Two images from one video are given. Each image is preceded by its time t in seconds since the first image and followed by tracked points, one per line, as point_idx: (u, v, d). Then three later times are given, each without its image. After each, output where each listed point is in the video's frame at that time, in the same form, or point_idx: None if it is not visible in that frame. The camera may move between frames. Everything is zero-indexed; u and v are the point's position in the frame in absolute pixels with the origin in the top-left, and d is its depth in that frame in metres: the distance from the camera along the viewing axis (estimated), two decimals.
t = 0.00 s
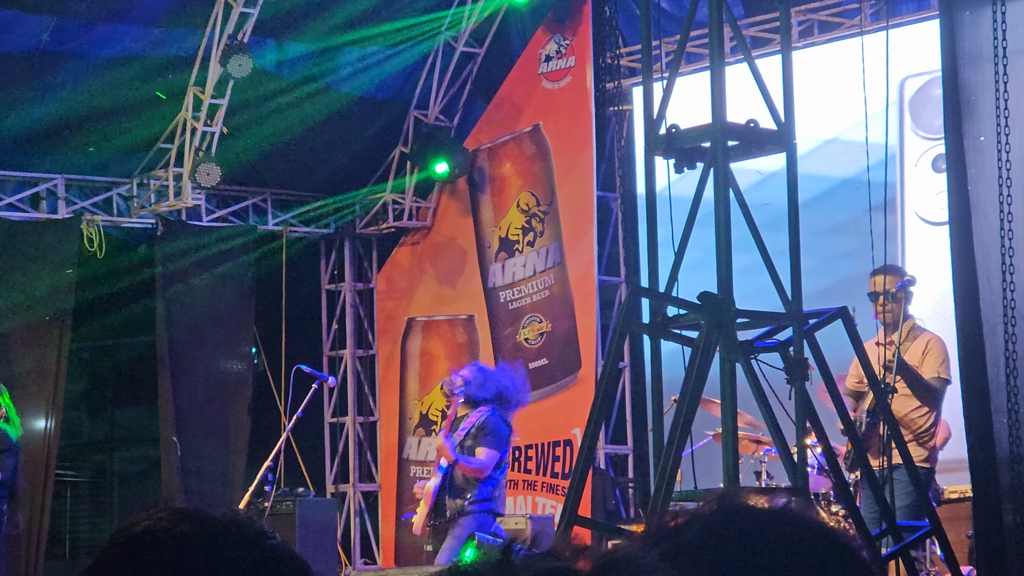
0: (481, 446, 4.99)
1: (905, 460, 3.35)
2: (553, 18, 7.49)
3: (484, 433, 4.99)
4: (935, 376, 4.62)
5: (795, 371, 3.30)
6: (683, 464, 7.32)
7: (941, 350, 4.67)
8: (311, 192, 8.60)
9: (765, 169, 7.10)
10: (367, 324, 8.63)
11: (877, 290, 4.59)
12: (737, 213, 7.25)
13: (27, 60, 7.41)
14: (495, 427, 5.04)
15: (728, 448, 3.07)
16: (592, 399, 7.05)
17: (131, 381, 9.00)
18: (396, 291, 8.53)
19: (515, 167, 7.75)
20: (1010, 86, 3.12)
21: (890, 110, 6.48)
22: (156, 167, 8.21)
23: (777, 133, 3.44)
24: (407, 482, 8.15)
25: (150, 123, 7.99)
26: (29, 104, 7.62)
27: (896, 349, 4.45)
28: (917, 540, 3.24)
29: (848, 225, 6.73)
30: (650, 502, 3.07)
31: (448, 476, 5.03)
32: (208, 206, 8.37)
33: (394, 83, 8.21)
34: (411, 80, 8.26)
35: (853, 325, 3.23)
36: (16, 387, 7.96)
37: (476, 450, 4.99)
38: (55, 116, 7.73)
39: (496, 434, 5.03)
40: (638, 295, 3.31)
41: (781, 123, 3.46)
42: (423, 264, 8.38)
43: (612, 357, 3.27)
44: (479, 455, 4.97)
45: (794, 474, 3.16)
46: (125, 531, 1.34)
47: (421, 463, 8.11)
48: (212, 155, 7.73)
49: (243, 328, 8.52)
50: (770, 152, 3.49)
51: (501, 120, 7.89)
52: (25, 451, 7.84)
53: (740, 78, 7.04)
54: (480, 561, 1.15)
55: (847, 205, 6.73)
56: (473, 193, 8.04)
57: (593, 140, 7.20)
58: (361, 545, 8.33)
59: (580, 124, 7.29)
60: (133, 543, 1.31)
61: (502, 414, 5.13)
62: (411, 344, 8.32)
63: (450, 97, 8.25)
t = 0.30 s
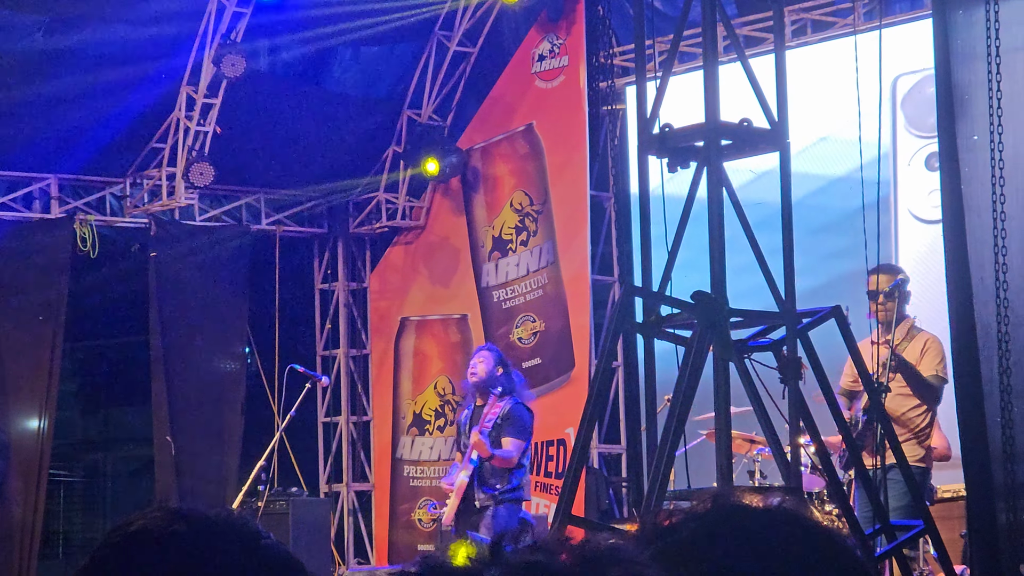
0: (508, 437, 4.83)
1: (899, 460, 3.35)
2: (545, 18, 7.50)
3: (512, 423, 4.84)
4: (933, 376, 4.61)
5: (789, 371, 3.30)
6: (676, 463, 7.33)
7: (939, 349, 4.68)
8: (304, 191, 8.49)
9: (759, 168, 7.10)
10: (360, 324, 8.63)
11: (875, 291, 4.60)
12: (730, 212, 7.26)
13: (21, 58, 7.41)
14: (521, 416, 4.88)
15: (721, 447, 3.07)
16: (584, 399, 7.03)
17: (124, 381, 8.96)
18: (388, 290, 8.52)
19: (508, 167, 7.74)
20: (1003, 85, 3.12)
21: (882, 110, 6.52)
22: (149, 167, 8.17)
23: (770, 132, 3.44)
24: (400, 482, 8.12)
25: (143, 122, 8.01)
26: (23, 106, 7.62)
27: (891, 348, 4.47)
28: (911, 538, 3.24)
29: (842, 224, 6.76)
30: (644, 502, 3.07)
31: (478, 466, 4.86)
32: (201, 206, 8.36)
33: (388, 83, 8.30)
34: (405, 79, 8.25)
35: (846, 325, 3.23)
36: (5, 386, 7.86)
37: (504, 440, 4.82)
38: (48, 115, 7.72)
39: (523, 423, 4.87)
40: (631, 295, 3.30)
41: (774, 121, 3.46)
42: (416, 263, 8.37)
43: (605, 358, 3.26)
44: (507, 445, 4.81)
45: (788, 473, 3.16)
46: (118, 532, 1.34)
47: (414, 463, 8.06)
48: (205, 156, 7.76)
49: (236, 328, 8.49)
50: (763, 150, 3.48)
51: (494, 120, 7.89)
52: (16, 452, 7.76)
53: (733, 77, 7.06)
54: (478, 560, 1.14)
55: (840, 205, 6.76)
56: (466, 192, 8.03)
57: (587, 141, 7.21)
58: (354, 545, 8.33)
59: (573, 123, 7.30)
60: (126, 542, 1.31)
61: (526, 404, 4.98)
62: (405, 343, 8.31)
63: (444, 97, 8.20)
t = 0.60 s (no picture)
0: (545, 447, 5.42)
1: (889, 459, 3.35)
2: (534, 17, 7.50)
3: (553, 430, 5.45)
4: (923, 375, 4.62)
5: (778, 370, 3.30)
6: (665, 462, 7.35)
7: (931, 348, 4.73)
8: (293, 190, 8.60)
9: (749, 168, 7.09)
10: (350, 324, 8.61)
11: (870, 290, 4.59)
12: (719, 211, 7.26)
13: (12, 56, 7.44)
14: (557, 426, 5.49)
15: (711, 446, 3.07)
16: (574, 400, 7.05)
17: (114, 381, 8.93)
18: (377, 289, 8.50)
19: (497, 167, 7.74)
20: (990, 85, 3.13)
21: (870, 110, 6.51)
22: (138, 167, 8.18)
23: (759, 131, 3.45)
24: (389, 482, 8.10)
25: (132, 121, 7.98)
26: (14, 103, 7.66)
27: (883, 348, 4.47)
28: (901, 537, 3.25)
29: (830, 224, 6.77)
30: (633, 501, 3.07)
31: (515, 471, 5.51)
32: (190, 206, 8.41)
33: (380, 81, 8.22)
34: (393, 79, 8.22)
35: (835, 324, 3.23)
36: None
37: (542, 451, 5.41)
38: (38, 113, 7.75)
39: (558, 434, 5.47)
40: (620, 294, 3.30)
41: (763, 120, 3.47)
42: (405, 263, 8.36)
43: (594, 357, 3.26)
44: (544, 455, 5.39)
45: (777, 473, 3.17)
46: (110, 529, 1.33)
47: (403, 463, 8.05)
48: (194, 154, 7.86)
49: (225, 327, 8.49)
50: (753, 149, 3.49)
51: (483, 120, 7.88)
52: (5, 452, 7.73)
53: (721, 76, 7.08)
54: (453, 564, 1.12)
55: (829, 204, 6.76)
56: (455, 192, 8.02)
57: (575, 140, 7.23)
58: (343, 544, 8.33)
59: (563, 123, 7.32)
60: (117, 538, 1.29)
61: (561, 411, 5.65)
62: (394, 343, 8.30)
63: (433, 96, 8.16)
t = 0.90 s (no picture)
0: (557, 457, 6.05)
1: (876, 460, 3.36)
2: (520, 18, 7.50)
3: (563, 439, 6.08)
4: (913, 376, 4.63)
5: (764, 370, 3.31)
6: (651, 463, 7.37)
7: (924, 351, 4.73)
8: (281, 191, 8.57)
9: (735, 169, 7.12)
10: (337, 325, 8.58)
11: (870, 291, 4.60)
12: (706, 212, 7.28)
13: None
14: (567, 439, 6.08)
15: (697, 449, 3.07)
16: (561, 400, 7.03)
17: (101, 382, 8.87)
18: (364, 290, 8.48)
19: (484, 167, 7.74)
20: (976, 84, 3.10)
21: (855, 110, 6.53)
22: (124, 167, 8.11)
23: (745, 131, 3.46)
24: (377, 483, 8.10)
25: (117, 122, 7.92)
26: None
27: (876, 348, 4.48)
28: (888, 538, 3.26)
29: (817, 225, 6.78)
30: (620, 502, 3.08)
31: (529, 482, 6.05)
32: (177, 208, 8.36)
33: (366, 82, 8.29)
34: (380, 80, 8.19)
35: (820, 325, 3.24)
36: None
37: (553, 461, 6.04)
38: (22, 115, 7.64)
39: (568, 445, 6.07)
40: (606, 295, 3.30)
41: (749, 121, 3.47)
42: (392, 263, 8.34)
43: (580, 357, 3.26)
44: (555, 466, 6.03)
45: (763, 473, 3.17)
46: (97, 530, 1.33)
47: (391, 464, 8.04)
48: (181, 154, 7.78)
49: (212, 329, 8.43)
50: (739, 150, 3.50)
51: (470, 121, 7.88)
52: None
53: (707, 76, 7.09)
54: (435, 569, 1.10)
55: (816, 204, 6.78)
56: (442, 193, 8.02)
57: (563, 142, 7.22)
58: (331, 545, 8.31)
59: (550, 123, 7.28)
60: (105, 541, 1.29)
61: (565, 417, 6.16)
62: (381, 345, 8.29)
63: (421, 96, 8.15)
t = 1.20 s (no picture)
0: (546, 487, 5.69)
1: (857, 462, 3.37)
2: (502, 20, 7.52)
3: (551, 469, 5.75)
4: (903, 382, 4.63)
5: (746, 373, 3.32)
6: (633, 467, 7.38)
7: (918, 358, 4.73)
8: (262, 194, 8.48)
9: (717, 172, 7.15)
10: (319, 328, 8.53)
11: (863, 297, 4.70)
12: (688, 215, 7.29)
13: None
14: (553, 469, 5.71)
15: (679, 452, 3.07)
16: (542, 402, 7.05)
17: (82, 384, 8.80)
18: (346, 293, 8.42)
19: (466, 170, 7.73)
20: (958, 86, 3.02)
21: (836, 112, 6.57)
22: (106, 170, 8.01)
23: (727, 134, 3.47)
24: (359, 486, 8.06)
25: (100, 125, 7.98)
26: None
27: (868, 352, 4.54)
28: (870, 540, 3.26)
29: (799, 227, 6.79)
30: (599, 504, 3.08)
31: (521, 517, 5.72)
32: (159, 209, 8.21)
33: (347, 85, 8.22)
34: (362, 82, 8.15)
35: (801, 327, 3.25)
36: None
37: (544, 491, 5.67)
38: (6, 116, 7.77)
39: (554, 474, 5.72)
40: (588, 297, 3.30)
41: (731, 123, 3.48)
42: (374, 266, 8.31)
43: (561, 359, 3.25)
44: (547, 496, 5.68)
45: (745, 475, 3.18)
46: (79, 530, 1.33)
47: (373, 467, 8.02)
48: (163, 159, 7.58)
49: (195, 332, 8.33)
50: (720, 152, 3.51)
51: (452, 123, 7.87)
52: None
53: (688, 79, 7.11)
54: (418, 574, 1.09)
55: (798, 207, 6.80)
56: (424, 196, 8.01)
57: (544, 144, 7.23)
58: (313, 548, 8.26)
59: (532, 126, 7.31)
60: (90, 540, 1.29)
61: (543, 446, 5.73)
62: (363, 347, 8.26)
63: (402, 101, 8.06)
